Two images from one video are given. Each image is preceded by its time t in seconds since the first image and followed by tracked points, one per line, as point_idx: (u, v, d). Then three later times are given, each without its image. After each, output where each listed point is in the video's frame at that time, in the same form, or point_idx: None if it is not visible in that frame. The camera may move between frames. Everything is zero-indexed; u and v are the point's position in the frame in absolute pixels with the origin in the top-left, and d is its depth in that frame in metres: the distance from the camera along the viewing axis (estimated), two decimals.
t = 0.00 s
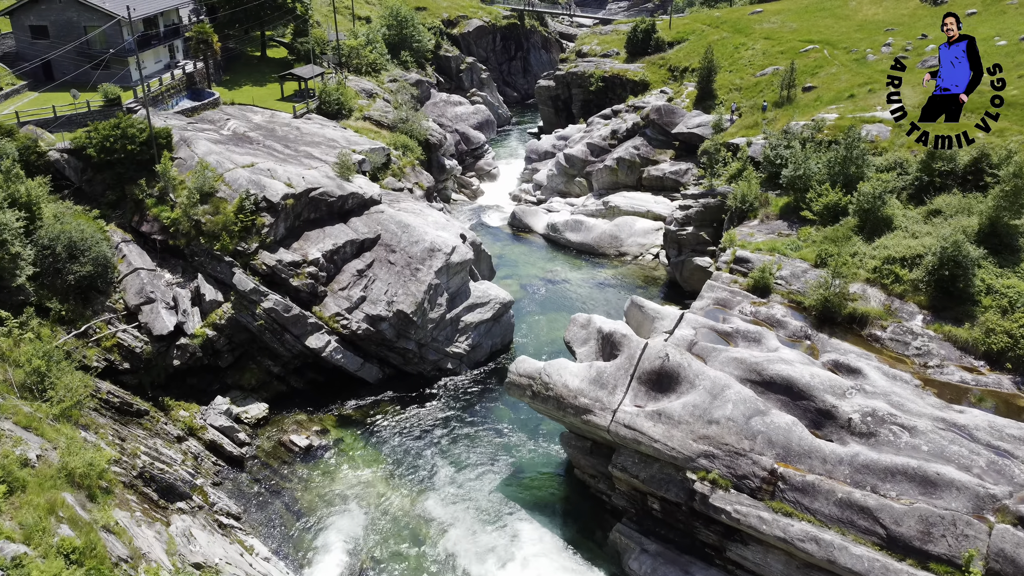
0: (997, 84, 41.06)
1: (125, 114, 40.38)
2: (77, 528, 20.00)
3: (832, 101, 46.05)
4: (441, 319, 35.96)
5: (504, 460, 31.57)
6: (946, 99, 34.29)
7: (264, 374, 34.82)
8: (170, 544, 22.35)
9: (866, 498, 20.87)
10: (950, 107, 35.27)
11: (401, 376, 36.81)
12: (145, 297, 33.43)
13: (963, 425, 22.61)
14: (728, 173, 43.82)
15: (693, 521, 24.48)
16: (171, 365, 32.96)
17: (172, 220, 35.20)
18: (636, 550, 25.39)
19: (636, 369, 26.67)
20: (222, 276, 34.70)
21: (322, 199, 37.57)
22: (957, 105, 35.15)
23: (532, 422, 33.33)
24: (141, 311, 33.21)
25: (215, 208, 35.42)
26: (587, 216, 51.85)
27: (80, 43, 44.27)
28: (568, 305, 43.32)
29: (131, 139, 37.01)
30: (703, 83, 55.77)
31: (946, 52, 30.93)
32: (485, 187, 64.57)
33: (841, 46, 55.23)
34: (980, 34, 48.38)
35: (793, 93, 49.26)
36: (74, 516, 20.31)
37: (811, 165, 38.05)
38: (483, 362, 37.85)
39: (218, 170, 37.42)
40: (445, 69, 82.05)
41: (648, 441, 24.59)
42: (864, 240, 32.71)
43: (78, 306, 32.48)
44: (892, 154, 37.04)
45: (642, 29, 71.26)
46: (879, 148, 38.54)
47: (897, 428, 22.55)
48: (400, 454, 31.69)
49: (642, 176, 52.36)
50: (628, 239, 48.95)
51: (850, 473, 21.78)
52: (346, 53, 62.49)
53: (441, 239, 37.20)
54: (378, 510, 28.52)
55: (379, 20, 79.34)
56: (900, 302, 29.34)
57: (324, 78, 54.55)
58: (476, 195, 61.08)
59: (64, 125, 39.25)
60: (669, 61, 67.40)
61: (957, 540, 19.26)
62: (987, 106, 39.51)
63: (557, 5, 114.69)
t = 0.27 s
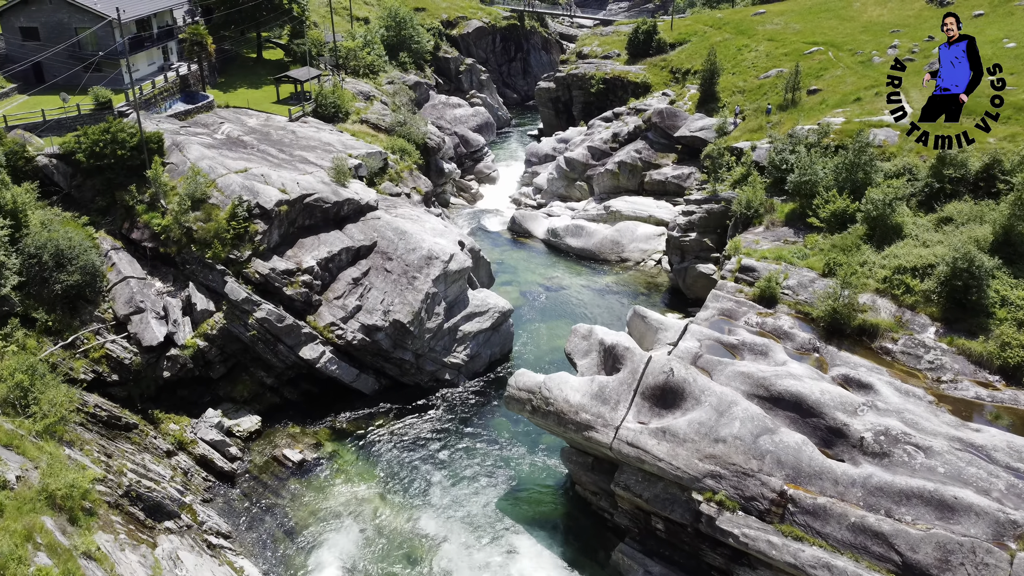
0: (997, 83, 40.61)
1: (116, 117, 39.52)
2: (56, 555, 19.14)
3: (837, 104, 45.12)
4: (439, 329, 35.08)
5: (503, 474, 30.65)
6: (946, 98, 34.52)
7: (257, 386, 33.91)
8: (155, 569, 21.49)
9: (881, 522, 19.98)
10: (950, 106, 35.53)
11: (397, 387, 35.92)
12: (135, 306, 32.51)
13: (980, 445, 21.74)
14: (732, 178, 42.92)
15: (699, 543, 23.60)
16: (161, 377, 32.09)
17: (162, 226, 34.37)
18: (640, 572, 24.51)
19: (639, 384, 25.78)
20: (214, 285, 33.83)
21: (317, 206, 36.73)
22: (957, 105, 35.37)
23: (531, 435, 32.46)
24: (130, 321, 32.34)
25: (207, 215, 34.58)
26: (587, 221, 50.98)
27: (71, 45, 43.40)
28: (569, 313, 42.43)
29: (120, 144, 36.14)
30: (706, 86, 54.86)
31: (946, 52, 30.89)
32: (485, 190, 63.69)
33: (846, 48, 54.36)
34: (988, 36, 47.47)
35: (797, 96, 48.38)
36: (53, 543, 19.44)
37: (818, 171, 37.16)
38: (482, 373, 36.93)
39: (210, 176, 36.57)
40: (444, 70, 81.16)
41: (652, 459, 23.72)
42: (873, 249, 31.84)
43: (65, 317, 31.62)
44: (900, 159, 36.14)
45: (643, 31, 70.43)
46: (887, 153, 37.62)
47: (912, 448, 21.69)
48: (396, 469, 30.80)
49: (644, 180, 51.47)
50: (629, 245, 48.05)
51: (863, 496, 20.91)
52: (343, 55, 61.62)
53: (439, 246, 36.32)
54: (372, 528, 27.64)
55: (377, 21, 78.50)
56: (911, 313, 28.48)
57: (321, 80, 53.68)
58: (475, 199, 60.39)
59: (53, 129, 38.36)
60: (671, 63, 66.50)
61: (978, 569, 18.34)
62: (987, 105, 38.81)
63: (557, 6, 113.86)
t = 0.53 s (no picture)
0: (996, 84, 40.47)
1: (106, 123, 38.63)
2: None
3: (844, 109, 44.16)
4: (436, 341, 34.16)
5: (502, 492, 29.73)
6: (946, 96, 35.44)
7: (249, 400, 33.03)
8: None
9: (897, 553, 19.05)
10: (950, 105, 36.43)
11: (394, 400, 35.01)
12: (123, 318, 31.57)
13: (999, 470, 20.82)
14: (737, 185, 41.98)
15: (705, 570, 22.68)
16: (150, 391, 31.21)
17: (152, 236, 33.51)
18: None
19: (643, 403, 24.84)
20: (205, 296, 32.94)
21: (311, 214, 35.83)
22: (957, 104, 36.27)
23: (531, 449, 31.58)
24: (119, 333, 31.45)
25: (198, 224, 33.70)
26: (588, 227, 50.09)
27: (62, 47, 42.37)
28: (569, 323, 41.55)
29: (110, 151, 35.23)
30: (709, 90, 53.94)
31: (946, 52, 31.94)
32: (484, 195, 62.80)
33: (851, 51, 53.47)
34: (997, 39, 46.56)
35: (802, 100, 47.49)
36: None
37: (825, 178, 36.25)
38: (481, 385, 35.97)
39: (202, 183, 35.69)
40: (443, 72, 80.32)
41: (657, 482, 22.81)
42: (883, 260, 30.96)
43: (51, 329, 30.72)
44: (910, 166, 35.21)
45: (644, 33, 69.57)
46: (896, 160, 36.67)
47: (928, 472, 20.77)
48: (391, 486, 29.88)
49: (646, 186, 50.57)
50: (631, 252, 47.15)
51: (878, 524, 19.96)
52: (341, 57, 60.76)
53: (436, 255, 35.40)
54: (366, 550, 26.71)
55: (376, 23, 77.66)
56: (924, 328, 27.56)
57: (317, 84, 52.79)
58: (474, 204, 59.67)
59: (41, 135, 37.45)
60: (673, 65, 65.60)
61: None
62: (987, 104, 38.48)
63: (558, 7, 112.96)
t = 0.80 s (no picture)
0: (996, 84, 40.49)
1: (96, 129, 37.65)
2: None
3: (852, 114, 43.15)
4: (434, 354, 33.19)
5: (502, 511, 28.70)
6: (947, 97, 37.20)
7: (241, 416, 32.08)
8: None
9: None
10: (950, 106, 37.90)
11: (390, 414, 34.07)
12: (111, 332, 30.59)
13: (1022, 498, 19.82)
14: (742, 192, 40.97)
15: None
16: (138, 407, 30.26)
17: (142, 246, 32.58)
18: None
19: (648, 425, 23.82)
20: (195, 308, 32.01)
21: (305, 223, 34.86)
22: (958, 105, 37.60)
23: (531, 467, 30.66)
24: (106, 347, 30.47)
25: (188, 234, 32.77)
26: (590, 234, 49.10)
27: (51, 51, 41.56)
28: (571, 333, 40.59)
29: (98, 158, 34.30)
30: (712, 93, 52.98)
31: (946, 51, 33.81)
32: (484, 200, 61.86)
33: (857, 54, 52.54)
34: (1006, 42, 45.60)
35: (808, 104, 46.55)
36: None
37: (834, 186, 35.29)
38: (479, 399, 34.99)
39: (193, 192, 34.74)
40: (442, 75, 79.44)
41: (663, 508, 21.85)
42: (895, 272, 30.02)
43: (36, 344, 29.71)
44: (921, 174, 34.23)
45: (646, 35, 68.67)
46: (906, 167, 35.65)
47: (948, 501, 19.78)
48: (387, 506, 28.89)
49: (649, 192, 49.61)
50: (633, 260, 46.19)
51: (896, 556, 18.93)
52: (338, 60, 59.81)
53: (434, 265, 34.41)
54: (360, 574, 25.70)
55: (374, 25, 76.78)
56: (938, 344, 26.60)
57: (313, 87, 51.84)
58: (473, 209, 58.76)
59: (28, 142, 36.39)
60: (675, 68, 64.65)
61: None
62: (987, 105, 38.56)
63: (558, 9, 112.06)
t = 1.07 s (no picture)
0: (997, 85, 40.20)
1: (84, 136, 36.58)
2: None
3: (859, 120, 42.15)
4: (431, 368, 32.17)
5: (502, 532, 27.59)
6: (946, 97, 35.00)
7: (231, 433, 31.10)
8: None
9: None
10: (950, 106, 35.93)
11: (386, 430, 33.08)
12: (97, 346, 29.58)
13: None
14: (747, 199, 39.95)
15: None
16: (124, 425, 29.26)
17: (129, 257, 31.61)
18: None
19: (653, 448, 22.81)
20: (184, 322, 31.02)
21: (299, 232, 33.85)
22: (957, 105, 35.67)
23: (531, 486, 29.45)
24: (92, 363, 29.41)
25: (177, 245, 31.78)
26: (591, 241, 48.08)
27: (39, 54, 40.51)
28: (572, 345, 39.58)
29: (85, 166, 33.31)
30: (715, 97, 51.97)
31: (946, 51, 31.33)
32: (483, 205, 60.89)
33: (863, 57, 51.55)
34: (1016, 45, 44.59)
35: (814, 108, 45.56)
36: None
37: (843, 194, 34.29)
38: (478, 414, 33.98)
39: (183, 201, 33.75)
40: (441, 77, 78.54)
41: (669, 537, 20.86)
42: (908, 285, 29.03)
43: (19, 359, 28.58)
44: (934, 182, 33.19)
45: (648, 37, 67.67)
46: (917, 175, 34.61)
47: (970, 533, 18.73)
48: (382, 527, 27.84)
49: (651, 198, 48.61)
50: (636, 268, 45.18)
51: None
52: (334, 63, 58.82)
53: (431, 276, 33.40)
54: None
55: (372, 26, 75.86)
56: (955, 361, 25.60)
57: (309, 91, 50.84)
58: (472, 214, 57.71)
59: (15, 149, 35.09)
60: (677, 70, 63.61)
61: None
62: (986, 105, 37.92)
63: (559, 10, 111.09)
